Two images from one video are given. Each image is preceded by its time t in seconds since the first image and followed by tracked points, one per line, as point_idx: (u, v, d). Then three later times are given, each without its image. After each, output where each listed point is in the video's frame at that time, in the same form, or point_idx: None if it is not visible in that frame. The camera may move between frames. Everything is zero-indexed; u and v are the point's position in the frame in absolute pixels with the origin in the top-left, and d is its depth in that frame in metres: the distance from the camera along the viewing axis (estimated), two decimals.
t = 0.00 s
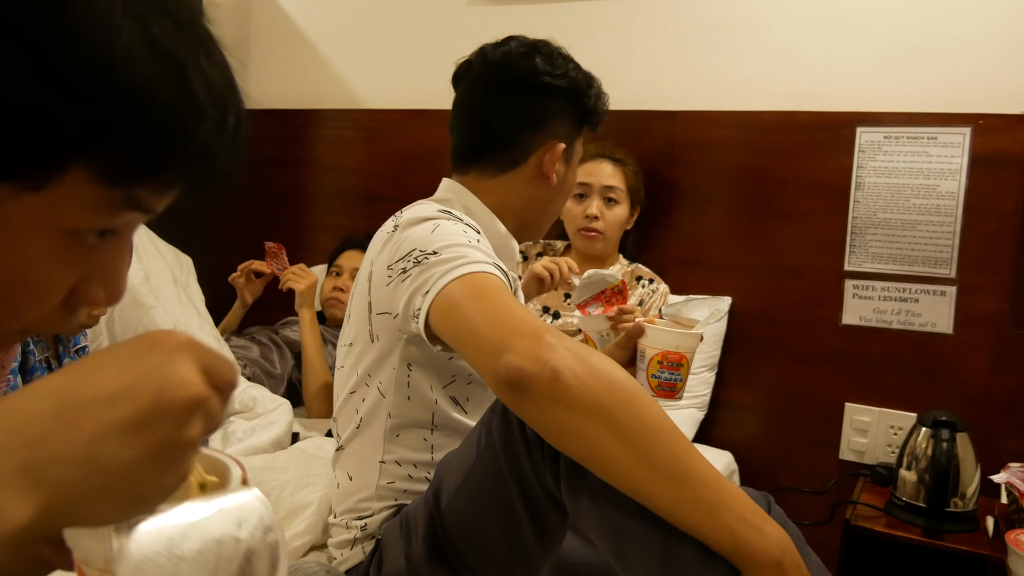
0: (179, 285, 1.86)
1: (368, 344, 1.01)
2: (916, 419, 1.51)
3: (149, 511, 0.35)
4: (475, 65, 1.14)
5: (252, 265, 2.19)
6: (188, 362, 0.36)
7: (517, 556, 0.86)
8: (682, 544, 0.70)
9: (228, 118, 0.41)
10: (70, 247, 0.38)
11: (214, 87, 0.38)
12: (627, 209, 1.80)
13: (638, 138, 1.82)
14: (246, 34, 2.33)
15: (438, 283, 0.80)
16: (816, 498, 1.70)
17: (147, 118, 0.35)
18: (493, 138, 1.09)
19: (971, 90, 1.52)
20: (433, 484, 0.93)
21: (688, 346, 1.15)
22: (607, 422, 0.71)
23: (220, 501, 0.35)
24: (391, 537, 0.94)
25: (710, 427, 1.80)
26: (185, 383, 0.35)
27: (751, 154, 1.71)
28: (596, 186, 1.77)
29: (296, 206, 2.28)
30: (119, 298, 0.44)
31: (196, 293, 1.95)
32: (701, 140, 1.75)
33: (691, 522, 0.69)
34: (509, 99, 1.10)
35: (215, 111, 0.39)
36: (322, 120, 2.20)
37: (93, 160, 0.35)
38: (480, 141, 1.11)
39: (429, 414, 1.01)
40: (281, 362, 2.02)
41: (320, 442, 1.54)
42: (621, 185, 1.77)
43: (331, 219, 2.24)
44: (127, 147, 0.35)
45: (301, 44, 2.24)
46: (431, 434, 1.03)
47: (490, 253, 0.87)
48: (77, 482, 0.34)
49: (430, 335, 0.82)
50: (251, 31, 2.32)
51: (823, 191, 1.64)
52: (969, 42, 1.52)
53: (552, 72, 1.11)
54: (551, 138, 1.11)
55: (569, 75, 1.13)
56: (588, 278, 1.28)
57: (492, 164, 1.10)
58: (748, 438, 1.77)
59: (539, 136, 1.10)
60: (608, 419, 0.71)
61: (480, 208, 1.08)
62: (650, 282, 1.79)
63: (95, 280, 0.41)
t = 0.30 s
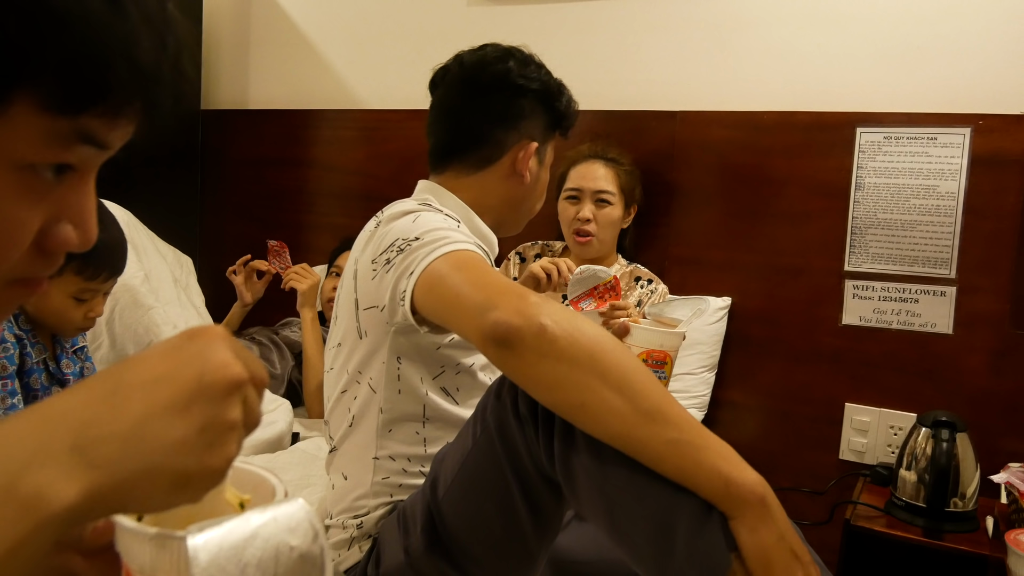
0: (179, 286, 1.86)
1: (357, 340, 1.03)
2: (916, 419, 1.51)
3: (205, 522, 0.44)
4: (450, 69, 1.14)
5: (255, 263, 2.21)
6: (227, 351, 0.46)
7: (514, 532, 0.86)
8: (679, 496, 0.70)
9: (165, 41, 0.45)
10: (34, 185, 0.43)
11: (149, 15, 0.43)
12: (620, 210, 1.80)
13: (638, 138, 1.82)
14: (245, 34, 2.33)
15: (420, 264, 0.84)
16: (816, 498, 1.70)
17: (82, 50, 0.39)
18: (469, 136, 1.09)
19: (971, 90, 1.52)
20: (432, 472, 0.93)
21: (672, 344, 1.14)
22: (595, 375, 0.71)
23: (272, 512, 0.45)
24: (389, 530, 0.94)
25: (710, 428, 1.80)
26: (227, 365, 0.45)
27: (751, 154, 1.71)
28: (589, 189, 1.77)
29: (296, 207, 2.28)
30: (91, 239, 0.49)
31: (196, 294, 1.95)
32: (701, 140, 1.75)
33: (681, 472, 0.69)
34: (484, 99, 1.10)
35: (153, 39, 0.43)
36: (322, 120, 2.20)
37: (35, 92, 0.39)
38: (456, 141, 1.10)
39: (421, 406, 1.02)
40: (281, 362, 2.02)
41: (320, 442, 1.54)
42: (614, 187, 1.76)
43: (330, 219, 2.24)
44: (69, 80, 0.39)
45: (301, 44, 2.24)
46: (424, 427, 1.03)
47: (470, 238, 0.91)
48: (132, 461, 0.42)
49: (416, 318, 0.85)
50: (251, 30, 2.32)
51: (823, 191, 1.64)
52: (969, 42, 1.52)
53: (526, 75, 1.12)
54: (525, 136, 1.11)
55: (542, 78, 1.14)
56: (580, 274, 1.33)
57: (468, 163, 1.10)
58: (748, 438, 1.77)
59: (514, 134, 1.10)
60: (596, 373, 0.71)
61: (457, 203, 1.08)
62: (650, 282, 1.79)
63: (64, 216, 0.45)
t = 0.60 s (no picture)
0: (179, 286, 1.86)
1: (346, 338, 1.03)
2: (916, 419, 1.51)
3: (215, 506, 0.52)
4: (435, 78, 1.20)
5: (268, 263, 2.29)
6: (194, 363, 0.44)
7: (507, 523, 0.86)
8: (664, 461, 0.72)
9: (137, 7, 0.46)
10: (21, 160, 0.44)
11: None
12: (620, 206, 1.79)
13: (637, 138, 1.82)
14: (246, 34, 2.33)
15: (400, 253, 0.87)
16: (816, 498, 1.70)
17: (54, 14, 0.41)
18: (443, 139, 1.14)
19: (971, 90, 1.52)
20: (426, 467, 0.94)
21: (663, 342, 1.14)
22: (568, 340, 0.74)
23: (280, 492, 0.55)
24: (386, 529, 0.94)
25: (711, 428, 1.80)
26: (192, 381, 0.43)
27: (751, 154, 1.71)
28: (587, 188, 1.76)
29: (296, 207, 2.28)
30: (76, 213, 0.51)
31: (196, 293, 1.95)
32: (701, 140, 1.75)
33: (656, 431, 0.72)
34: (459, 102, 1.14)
35: (122, 4, 0.45)
36: (322, 120, 2.20)
37: (15, 62, 0.41)
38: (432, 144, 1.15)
39: (413, 401, 1.01)
40: (281, 362, 2.02)
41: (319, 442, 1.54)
42: (611, 186, 1.76)
43: (330, 219, 2.24)
44: (44, 48, 0.41)
45: (301, 43, 2.24)
46: (417, 422, 1.03)
47: (448, 226, 0.94)
48: (94, 485, 0.42)
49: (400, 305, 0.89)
50: (251, 30, 2.32)
51: (823, 191, 1.64)
52: (969, 42, 1.52)
53: (499, 74, 1.14)
54: (496, 134, 1.12)
55: (522, 77, 1.14)
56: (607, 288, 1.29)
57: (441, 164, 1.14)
58: (748, 438, 1.77)
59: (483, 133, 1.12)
60: (571, 340, 0.74)
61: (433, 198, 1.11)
62: (650, 282, 1.79)
63: (49, 187, 0.47)
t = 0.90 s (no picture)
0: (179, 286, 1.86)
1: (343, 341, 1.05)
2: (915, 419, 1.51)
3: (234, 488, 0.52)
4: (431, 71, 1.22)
5: (269, 263, 2.29)
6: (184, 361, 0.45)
7: (515, 525, 0.85)
8: (680, 451, 0.72)
9: (136, 11, 0.47)
10: (16, 162, 0.44)
11: None
12: (621, 206, 1.79)
13: (637, 138, 1.82)
14: (246, 33, 2.33)
15: (393, 256, 0.88)
16: (816, 498, 1.70)
17: (56, 14, 0.41)
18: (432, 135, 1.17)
19: (970, 90, 1.52)
20: (429, 471, 0.94)
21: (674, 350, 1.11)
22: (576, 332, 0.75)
23: (295, 469, 0.55)
24: (389, 534, 0.95)
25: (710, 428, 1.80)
26: (184, 379, 0.44)
27: (751, 154, 1.71)
28: (588, 189, 1.76)
29: (296, 207, 2.28)
30: (69, 216, 0.50)
31: (196, 293, 1.95)
32: (701, 140, 1.75)
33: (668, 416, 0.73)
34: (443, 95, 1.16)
35: (121, 7, 0.45)
36: (322, 120, 2.20)
37: (15, 61, 0.41)
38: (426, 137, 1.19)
39: (409, 401, 1.02)
40: (281, 362, 2.02)
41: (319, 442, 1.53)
42: (611, 185, 1.76)
43: (330, 219, 2.24)
44: (44, 47, 0.41)
45: (301, 43, 2.24)
46: (414, 423, 1.03)
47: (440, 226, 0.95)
48: (95, 487, 0.42)
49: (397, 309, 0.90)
50: (251, 30, 2.32)
51: (822, 191, 1.64)
52: (969, 42, 1.52)
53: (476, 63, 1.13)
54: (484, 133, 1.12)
55: (515, 77, 1.11)
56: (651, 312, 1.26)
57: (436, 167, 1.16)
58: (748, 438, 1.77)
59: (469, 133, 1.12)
60: (578, 332, 0.75)
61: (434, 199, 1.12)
62: (650, 283, 1.78)
63: (42, 191, 0.47)
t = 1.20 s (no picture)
0: (179, 285, 1.86)
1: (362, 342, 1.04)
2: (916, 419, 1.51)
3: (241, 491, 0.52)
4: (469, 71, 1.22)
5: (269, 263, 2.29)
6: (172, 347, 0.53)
7: (528, 543, 0.86)
8: (709, 471, 0.74)
9: (145, 16, 0.48)
10: (26, 168, 0.45)
11: None
12: (623, 207, 1.79)
13: (638, 138, 1.82)
14: (245, 33, 2.32)
15: (421, 273, 0.87)
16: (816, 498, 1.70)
17: (68, 22, 0.42)
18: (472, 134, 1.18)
19: (970, 90, 1.52)
20: (439, 483, 0.94)
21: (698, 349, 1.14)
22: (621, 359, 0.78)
23: (298, 470, 0.55)
24: (395, 539, 0.94)
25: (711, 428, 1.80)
26: (171, 358, 0.51)
27: (751, 154, 1.71)
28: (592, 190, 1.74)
29: (296, 207, 2.28)
30: (78, 220, 0.51)
31: (196, 293, 1.95)
32: (701, 140, 1.75)
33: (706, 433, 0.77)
34: (484, 94, 1.16)
35: (131, 15, 0.46)
36: (322, 120, 2.20)
37: (27, 69, 0.42)
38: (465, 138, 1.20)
39: (426, 411, 1.03)
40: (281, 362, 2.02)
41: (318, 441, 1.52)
42: (614, 185, 1.76)
43: (330, 219, 2.24)
44: (53, 53, 0.42)
45: (300, 43, 2.24)
46: (429, 432, 1.04)
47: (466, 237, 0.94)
48: (116, 458, 0.48)
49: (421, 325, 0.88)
50: (251, 29, 2.32)
51: (823, 191, 1.64)
52: (969, 41, 1.52)
53: (520, 65, 1.12)
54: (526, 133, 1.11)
55: (556, 74, 1.10)
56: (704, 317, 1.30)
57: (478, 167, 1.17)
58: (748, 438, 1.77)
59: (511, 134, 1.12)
60: (621, 359, 0.78)
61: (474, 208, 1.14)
62: (651, 283, 1.79)
63: (50, 196, 0.48)
